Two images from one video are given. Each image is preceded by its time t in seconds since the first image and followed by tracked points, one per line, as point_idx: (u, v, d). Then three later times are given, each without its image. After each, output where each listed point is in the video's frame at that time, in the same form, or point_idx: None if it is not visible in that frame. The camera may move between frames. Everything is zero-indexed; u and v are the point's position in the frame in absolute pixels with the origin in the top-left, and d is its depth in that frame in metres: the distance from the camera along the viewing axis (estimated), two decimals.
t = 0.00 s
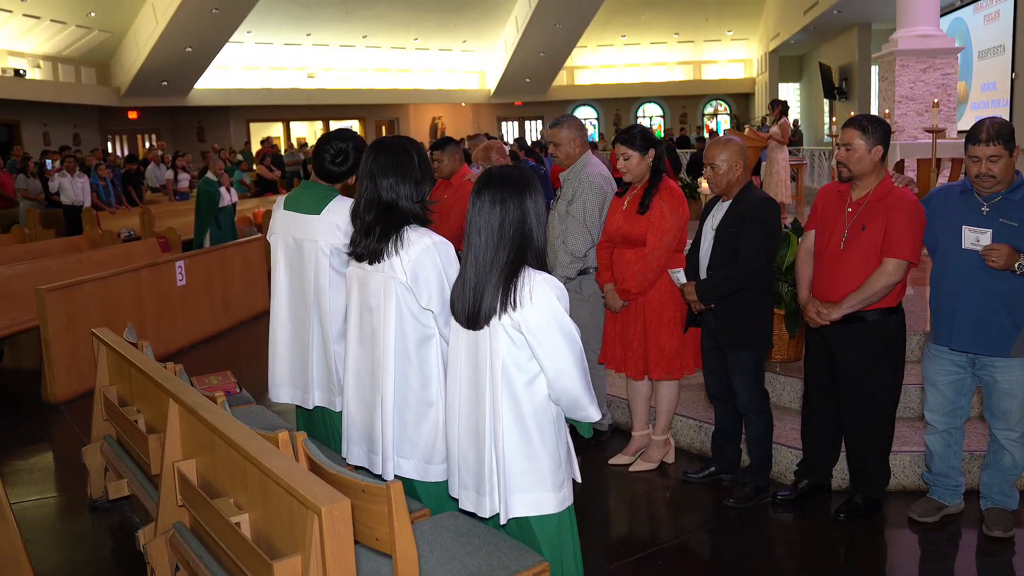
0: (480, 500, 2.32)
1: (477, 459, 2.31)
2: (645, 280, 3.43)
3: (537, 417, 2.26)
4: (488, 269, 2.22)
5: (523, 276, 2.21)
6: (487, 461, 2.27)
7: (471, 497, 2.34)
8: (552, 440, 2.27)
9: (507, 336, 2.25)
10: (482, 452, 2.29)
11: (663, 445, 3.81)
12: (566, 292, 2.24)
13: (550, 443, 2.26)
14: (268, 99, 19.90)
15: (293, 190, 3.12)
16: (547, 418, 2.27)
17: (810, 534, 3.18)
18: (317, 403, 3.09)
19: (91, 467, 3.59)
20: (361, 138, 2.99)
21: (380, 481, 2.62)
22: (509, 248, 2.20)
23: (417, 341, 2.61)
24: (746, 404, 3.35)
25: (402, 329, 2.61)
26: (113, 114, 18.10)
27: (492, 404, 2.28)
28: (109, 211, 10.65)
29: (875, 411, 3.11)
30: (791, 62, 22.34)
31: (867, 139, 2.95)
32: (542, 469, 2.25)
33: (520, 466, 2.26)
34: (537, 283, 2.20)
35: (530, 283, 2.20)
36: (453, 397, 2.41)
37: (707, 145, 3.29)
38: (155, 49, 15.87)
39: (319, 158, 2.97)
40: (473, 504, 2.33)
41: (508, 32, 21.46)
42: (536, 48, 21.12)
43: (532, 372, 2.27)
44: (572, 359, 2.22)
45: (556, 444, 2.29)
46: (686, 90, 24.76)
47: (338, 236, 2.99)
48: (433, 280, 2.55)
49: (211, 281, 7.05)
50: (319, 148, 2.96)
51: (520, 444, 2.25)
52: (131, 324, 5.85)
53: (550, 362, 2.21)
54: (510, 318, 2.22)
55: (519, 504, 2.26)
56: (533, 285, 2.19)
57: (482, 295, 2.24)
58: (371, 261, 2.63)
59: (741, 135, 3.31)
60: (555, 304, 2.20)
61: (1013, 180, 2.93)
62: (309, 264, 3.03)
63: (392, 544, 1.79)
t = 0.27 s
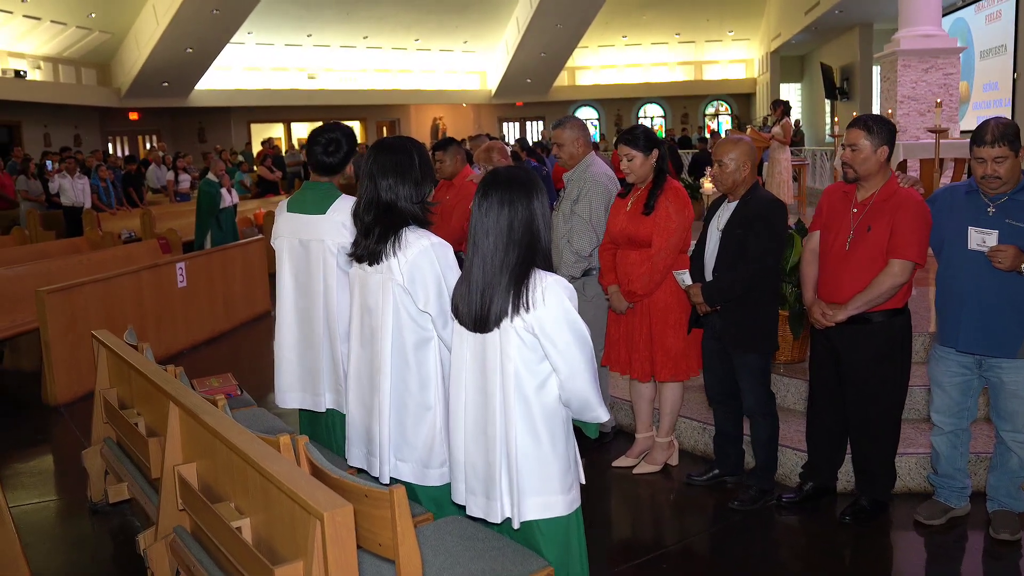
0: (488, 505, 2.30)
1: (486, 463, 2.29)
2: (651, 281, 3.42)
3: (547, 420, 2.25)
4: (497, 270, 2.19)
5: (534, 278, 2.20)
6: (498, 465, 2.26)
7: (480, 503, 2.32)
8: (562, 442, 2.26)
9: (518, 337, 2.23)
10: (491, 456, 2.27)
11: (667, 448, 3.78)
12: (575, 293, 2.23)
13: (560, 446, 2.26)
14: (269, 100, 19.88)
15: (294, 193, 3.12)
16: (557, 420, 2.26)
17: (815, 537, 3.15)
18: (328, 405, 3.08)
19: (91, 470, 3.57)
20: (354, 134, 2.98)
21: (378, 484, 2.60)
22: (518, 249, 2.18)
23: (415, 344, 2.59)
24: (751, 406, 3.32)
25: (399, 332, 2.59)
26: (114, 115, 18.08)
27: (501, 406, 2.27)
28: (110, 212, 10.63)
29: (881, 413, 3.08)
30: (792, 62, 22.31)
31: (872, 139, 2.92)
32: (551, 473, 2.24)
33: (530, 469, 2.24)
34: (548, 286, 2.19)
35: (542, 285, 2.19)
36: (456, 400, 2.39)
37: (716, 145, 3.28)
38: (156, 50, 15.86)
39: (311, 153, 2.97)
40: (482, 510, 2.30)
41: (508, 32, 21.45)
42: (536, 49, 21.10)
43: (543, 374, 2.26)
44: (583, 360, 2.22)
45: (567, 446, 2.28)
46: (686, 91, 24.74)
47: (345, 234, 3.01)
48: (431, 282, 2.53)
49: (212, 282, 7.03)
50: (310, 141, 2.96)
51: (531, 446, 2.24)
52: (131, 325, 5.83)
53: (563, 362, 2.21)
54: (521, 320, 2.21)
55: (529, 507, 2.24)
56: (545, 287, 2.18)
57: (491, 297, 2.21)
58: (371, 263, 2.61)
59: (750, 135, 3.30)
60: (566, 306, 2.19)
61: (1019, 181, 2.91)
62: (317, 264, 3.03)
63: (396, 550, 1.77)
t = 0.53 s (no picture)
0: (500, 509, 2.29)
1: (495, 466, 2.28)
2: (653, 281, 3.40)
3: (557, 422, 2.24)
4: (506, 272, 2.18)
5: (545, 278, 2.19)
6: (509, 467, 2.25)
7: (490, 508, 2.31)
8: (572, 443, 2.26)
9: (529, 339, 2.21)
10: (502, 458, 2.26)
11: (670, 449, 3.76)
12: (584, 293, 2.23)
13: (570, 448, 2.25)
14: (269, 100, 19.85)
15: (298, 195, 3.11)
16: (566, 421, 2.26)
17: (819, 538, 3.13)
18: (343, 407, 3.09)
19: (91, 471, 3.55)
20: (324, 131, 2.98)
21: (372, 484, 2.58)
22: (527, 250, 2.16)
23: (408, 346, 2.57)
24: (754, 407, 3.30)
25: (395, 333, 2.58)
26: (114, 115, 18.05)
27: (510, 408, 2.26)
28: (109, 212, 10.61)
29: (886, 414, 3.06)
30: (793, 62, 22.29)
31: (875, 139, 2.90)
32: (560, 475, 2.23)
33: (539, 471, 2.23)
34: (560, 286, 2.18)
35: (553, 285, 2.18)
36: (459, 403, 2.37)
37: (725, 143, 3.25)
38: (155, 50, 15.84)
39: (285, 156, 3.00)
40: (492, 514, 2.29)
41: (508, 32, 21.43)
42: (536, 49, 21.09)
43: (554, 375, 2.25)
44: (593, 360, 2.23)
45: (576, 447, 2.28)
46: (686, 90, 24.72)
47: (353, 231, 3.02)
48: (423, 281, 2.50)
49: (212, 283, 7.00)
50: (284, 143, 3.00)
51: (542, 448, 2.23)
52: (131, 326, 5.81)
53: (575, 363, 2.21)
54: (533, 322, 2.20)
55: (541, 510, 2.23)
56: (556, 287, 2.18)
57: (501, 300, 2.20)
58: (368, 264, 2.58)
59: (760, 134, 3.28)
60: (577, 306, 2.18)
61: None
62: (327, 264, 3.04)
63: (397, 554, 1.75)
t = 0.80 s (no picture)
0: (499, 511, 2.27)
1: (494, 467, 2.27)
2: (649, 281, 3.39)
3: (556, 423, 2.23)
4: (506, 272, 2.16)
5: (544, 279, 2.18)
6: (508, 468, 2.24)
7: (489, 509, 2.29)
8: (571, 444, 2.25)
9: (528, 340, 2.20)
10: (501, 459, 2.25)
11: (667, 449, 3.75)
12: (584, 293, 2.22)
13: (569, 449, 2.24)
14: (263, 100, 19.80)
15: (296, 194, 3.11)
16: (565, 423, 2.25)
17: (817, 539, 3.12)
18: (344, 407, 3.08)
19: (85, 473, 3.52)
20: (297, 138, 2.96)
21: (366, 484, 2.57)
22: (526, 250, 2.15)
23: (402, 347, 2.55)
24: (752, 407, 3.30)
25: (387, 334, 2.56)
26: (107, 115, 17.98)
27: (510, 409, 2.25)
28: (103, 212, 10.57)
29: (884, 414, 3.06)
30: (788, 61, 22.33)
31: (873, 138, 2.90)
32: (559, 476, 2.22)
33: (539, 473, 2.21)
34: (559, 287, 2.17)
35: (552, 286, 2.17)
36: (457, 404, 2.36)
37: (726, 142, 3.25)
38: (150, 49, 15.78)
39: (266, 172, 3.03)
40: (491, 516, 2.28)
41: (504, 32, 21.41)
42: (532, 48, 21.08)
43: (552, 376, 2.24)
44: (592, 361, 2.22)
45: (575, 448, 2.27)
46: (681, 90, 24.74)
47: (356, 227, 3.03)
48: (416, 281, 2.49)
49: (207, 283, 6.97)
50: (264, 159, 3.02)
51: (541, 449, 2.22)
52: (126, 326, 5.78)
53: (574, 364, 2.20)
54: (532, 322, 2.18)
55: (540, 511, 2.22)
56: (556, 288, 2.17)
57: (500, 300, 2.18)
58: (365, 264, 2.57)
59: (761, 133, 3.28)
60: (576, 306, 2.17)
61: None
62: (329, 262, 3.03)
63: (396, 558, 1.73)
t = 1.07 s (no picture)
0: (487, 512, 2.26)
1: (485, 468, 2.26)
2: (644, 280, 3.38)
3: (547, 424, 2.22)
4: (495, 272, 2.15)
5: (535, 280, 2.17)
6: (497, 470, 2.22)
7: (478, 509, 2.28)
8: (563, 447, 2.23)
9: (518, 341, 2.20)
10: (491, 459, 2.24)
11: (661, 449, 3.75)
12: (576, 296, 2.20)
13: (559, 452, 2.22)
14: (254, 99, 19.71)
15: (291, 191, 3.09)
16: (557, 425, 2.23)
17: (812, 538, 3.12)
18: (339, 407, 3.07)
19: (76, 475, 3.49)
20: (281, 143, 2.99)
21: (364, 486, 2.56)
22: (517, 251, 2.14)
23: (402, 346, 2.54)
24: (747, 407, 3.29)
25: (387, 334, 2.55)
26: (96, 114, 17.87)
27: (500, 411, 2.23)
28: (92, 212, 10.50)
29: (879, 413, 3.05)
30: (778, 61, 22.40)
31: (869, 138, 2.90)
32: (551, 479, 2.21)
33: (528, 476, 2.21)
34: (549, 288, 2.16)
35: (543, 286, 2.16)
36: (452, 405, 2.34)
37: (721, 141, 3.25)
38: (140, 48, 15.69)
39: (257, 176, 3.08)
40: (480, 516, 2.27)
41: (495, 31, 21.40)
42: (523, 48, 21.07)
43: (542, 378, 2.23)
44: (584, 364, 2.20)
45: (567, 451, 2.25)
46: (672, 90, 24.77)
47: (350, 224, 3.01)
48: (418, 280, 2.47)
49: (198, 283, 6.93)
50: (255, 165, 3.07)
51: (530, 452, 2.21)
52: (116, 327, 5.74)
53: (563, 367, 2.18)
54: (522, 323, 2.17)
55: (528, 514, 2.21)
56: (546, 290, 2.15)
57: (490, 300, 2.18)
58: (364, 264, 2.56)
59: (757, 132, 3.27)
60: (567, 308, 2.16)
61: None
62: (324, 260, 3.02)
63: (393, 560, 1.72)
